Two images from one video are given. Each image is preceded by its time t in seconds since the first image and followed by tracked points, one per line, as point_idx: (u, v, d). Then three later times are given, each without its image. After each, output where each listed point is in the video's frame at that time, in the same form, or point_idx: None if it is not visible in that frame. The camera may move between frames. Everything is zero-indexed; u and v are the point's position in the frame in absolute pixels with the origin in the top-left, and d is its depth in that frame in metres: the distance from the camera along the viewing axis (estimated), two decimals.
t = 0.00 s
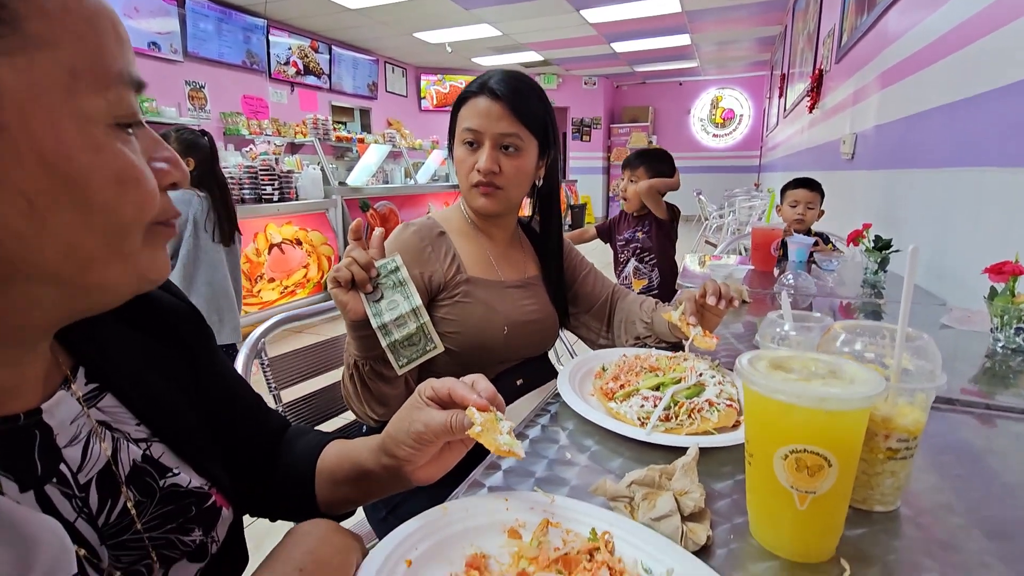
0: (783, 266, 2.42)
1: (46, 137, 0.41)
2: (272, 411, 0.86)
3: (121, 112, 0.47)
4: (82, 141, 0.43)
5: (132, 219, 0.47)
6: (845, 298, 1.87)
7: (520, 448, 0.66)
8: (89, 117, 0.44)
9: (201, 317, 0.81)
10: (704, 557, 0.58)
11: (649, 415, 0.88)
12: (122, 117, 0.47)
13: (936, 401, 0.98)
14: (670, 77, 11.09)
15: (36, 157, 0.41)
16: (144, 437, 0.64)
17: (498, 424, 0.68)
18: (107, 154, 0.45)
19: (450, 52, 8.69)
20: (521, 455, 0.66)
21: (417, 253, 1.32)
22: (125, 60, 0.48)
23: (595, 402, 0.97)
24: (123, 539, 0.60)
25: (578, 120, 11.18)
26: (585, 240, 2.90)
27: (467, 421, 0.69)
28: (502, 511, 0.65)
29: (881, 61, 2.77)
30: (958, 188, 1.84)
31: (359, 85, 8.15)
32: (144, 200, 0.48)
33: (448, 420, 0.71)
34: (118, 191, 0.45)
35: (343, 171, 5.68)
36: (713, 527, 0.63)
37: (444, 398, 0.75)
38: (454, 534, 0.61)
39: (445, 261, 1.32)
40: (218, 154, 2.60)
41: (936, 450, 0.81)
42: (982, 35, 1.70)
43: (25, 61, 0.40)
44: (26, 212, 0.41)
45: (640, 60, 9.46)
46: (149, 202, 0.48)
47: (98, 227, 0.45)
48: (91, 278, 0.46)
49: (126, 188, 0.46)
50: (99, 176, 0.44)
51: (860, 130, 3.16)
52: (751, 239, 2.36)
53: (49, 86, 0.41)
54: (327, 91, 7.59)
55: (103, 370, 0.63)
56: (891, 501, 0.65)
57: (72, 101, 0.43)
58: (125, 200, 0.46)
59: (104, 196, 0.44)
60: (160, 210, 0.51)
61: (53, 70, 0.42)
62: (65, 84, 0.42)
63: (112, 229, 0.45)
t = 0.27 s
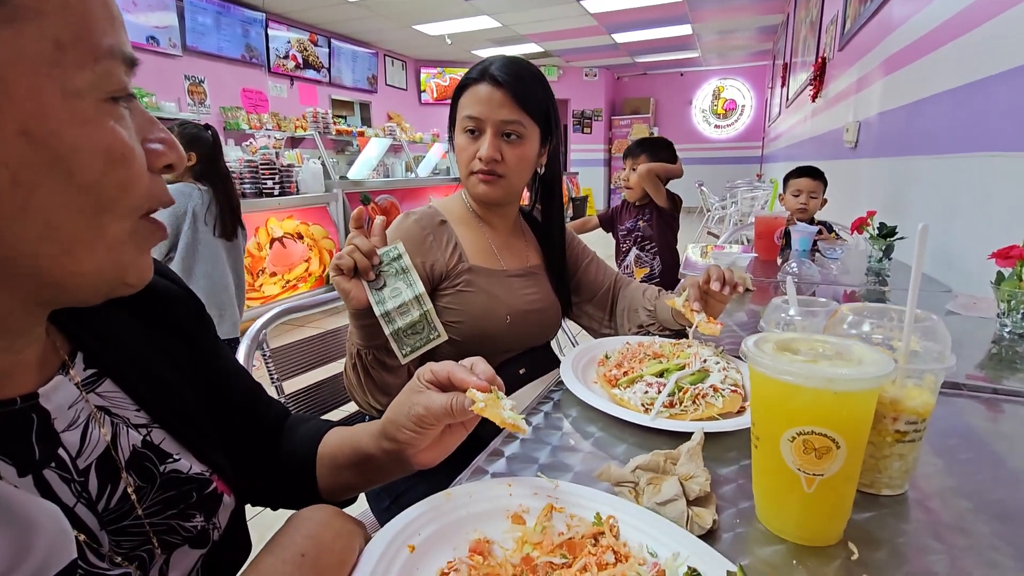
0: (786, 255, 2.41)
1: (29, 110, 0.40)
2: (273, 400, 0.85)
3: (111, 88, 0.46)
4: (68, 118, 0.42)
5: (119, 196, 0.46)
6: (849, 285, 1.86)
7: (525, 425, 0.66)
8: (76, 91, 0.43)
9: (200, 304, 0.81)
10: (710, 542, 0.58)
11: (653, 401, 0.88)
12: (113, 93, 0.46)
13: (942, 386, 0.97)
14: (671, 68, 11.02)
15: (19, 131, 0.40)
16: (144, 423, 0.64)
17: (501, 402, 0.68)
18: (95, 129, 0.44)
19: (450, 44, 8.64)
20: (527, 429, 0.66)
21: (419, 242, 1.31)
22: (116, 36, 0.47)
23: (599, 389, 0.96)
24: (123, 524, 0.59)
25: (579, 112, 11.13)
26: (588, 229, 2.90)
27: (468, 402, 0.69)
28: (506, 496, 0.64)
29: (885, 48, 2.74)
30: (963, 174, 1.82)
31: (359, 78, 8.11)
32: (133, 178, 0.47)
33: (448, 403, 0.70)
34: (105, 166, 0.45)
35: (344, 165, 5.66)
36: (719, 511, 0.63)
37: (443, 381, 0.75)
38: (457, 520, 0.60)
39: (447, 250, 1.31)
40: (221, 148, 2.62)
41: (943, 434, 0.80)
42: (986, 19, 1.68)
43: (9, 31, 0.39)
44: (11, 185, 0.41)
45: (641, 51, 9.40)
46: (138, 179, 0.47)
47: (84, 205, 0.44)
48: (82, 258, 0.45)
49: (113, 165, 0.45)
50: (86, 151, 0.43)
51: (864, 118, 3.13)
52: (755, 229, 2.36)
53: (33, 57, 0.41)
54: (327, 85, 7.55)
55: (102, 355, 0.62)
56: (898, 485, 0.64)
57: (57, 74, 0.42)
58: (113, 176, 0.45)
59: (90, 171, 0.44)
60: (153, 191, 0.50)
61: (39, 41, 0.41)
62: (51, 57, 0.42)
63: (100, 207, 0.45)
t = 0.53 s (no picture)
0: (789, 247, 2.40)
1: (29, 93, 0.40)
2: (274, 392, 0.85)
3: (109, 72, 0.45)
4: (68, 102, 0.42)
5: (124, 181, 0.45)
6: (853, 277, 1.85)
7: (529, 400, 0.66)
8: (76, 75, 0.42)
9: (200, 295, 0.80)
10: (716, 532, 0.57)
11: (657, 392, 0.87)
12: (111, 78, 0.46)
13: (948, 376, 0.97)
14: (672, 61, 10.96)
15: (20, 114, 0.39)
16: (145, 414, 0.64)
17: (502, 377, 0.68)
18: (97, 114, 0.43)
19: (450, 39, 8.60)
20: (529, 403, 0.66)
21: (422, 235, 1.30)
22: (113, 20, 0.46)
23: (602, 380, 0.95)
24: (125, 516, 0.59)
25: (580, 106, 11.08)
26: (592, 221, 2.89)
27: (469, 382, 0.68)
28: (510, 488, 0.63)
29: (888, 38, 2.72)
30: (967, 165, 1.81)
31: (359, 73, 8.08)
32: (136, 162, 0.47)
33: (450, 383, 0.70)
34: (107, 151, 0.44)
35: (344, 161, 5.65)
36: (725, 502, 0.62)
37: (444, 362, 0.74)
38: (462, 511, 0.60)
39: (450, 243, 1.31)
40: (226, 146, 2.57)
41: (949, 424, 0.80)
42: (989, 8, 1.66)
43: (8, 13, 0.39)
44: (16, 173, 0.40)
45: (641, 44, 9.35)
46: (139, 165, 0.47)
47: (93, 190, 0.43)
48: (85, 246, 0.45)
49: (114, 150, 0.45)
50: (88, 136, 0.43)
51: (867, 110, 3.11)
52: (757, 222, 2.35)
53: (32, 40, 0.40)
54: (327, 81, 7.53)
55: (101, 346, 0.62)
56: (906, 474, 0.64)
57: (56, 58, 0.41)
58: (115, 162, 0.45)
59: (92, 156, 0.43)
60: (153, 177, 0.50)
61: (37, 24, 0.40)
62: (49, 40, 0.41)
63: (103, 193, 0.44)
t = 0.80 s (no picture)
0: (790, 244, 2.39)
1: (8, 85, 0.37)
2: (276, 391, 0.85)
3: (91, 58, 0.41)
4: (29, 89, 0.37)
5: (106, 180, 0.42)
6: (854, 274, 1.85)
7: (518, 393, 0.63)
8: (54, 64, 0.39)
9: (202, 295, 0.80)
10: (716, 531, 0.57)
11: (658, 391, 0.87)
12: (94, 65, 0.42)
13: (950, 374, 0.96)
14: (673, 58, 10.94)
15: None
16: (148, 416, 0.64)
17: (494, 370, 0.68)
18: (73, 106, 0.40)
19: (450, 37, 8.59)
20: (519, 398, 0.63)
21: (425, 235, 1.30)
22: None
23: (603, 379, 0.95)
24: (129, 517, 0.59)
25: (580, 104, 11.07)
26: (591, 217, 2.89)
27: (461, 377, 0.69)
28: (511, 487, 0.64)
29: (890, 34, 2.71)
30: (970, 161, 1.80)
31: (359, 72, 8.07)
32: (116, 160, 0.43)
33: (446, 376, 0.70)
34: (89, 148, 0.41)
35: (345, 160, 5.65)
36: (725, 500, 0.62)
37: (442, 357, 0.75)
38: (463, 511, 0.60)
39: (454, 243, 1.30)
40: (218, 146, 2.53)
41: (952, 422, 0.79)
42: (991, 3, 1.65)
43: None
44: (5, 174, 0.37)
45: (642, 41, 9.34)
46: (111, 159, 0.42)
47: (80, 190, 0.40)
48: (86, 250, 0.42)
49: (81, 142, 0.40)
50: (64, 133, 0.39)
51: (868, 106, 3.10)
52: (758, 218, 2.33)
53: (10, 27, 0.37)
54: (327, 79, 7.53)
55: (103, 348, 0.62)
56: (907, 472, 0.64)
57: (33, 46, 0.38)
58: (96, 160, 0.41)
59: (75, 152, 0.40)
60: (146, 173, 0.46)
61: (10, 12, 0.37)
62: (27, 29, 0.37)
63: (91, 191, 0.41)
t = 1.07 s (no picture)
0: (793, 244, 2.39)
1: None
2: (281, 390, 0.85)
3: None
4: None
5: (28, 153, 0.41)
6: (857, 274, 1.84)
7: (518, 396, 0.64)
8: None
9: (207, 294, 0.80)
10: (715, 531, 0.57)
11: (658, 391, 0.87)
12: None
13: (952, 374, 0.96)
14: (676, 57, 10.91)
15: None
16: (150, 416, 0.64)
17: (497, 370, 0.68)
18: None
19: (452, 36, 8.58)
20: (520, 399, 0.64)
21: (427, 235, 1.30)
22: None
23: (603, 378, 0.95)
24: (129, 516, 0.59)
25: (583, 103, 11.05)
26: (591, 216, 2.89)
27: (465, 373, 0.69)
28: (509, 487, 0.63)
29: (893, 33, 2.70)
30: (974, 160, 1.78)
31: (361, 71, 8.07)
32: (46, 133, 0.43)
33: (450, 376, 0.70)
34: None
35: (347, 159, 5.65)
36: (725, 501, 0.62)
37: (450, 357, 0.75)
38: (460, 511, 0.60)
39: (456, 241, 1.30)
40: (201, 153, 2.63)
41: (953, 423, 0.79)
42: (995, 1, 1.65)
43: None
44: None
45: (645, 40, 9.31)
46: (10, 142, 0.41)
47: None
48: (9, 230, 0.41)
49: None
50: None
51: (872, 106, 3.09)
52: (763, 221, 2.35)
53: None
54: (330, 79, 7.53)
55: (103, 348, 0.62)
56: (908, 473, 0.63)
57: None
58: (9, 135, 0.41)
59: None
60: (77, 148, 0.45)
61: None
62: None
63: None
